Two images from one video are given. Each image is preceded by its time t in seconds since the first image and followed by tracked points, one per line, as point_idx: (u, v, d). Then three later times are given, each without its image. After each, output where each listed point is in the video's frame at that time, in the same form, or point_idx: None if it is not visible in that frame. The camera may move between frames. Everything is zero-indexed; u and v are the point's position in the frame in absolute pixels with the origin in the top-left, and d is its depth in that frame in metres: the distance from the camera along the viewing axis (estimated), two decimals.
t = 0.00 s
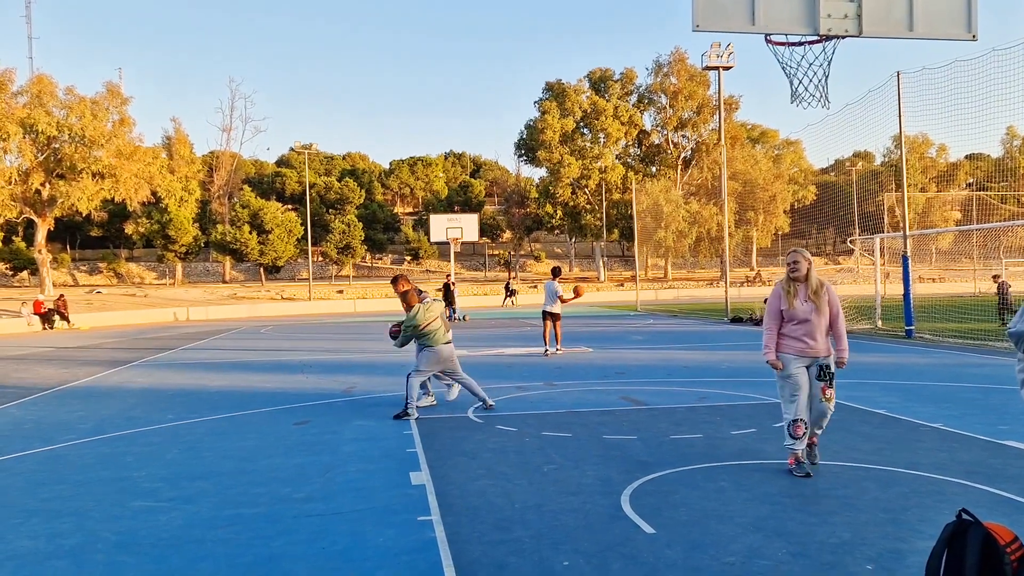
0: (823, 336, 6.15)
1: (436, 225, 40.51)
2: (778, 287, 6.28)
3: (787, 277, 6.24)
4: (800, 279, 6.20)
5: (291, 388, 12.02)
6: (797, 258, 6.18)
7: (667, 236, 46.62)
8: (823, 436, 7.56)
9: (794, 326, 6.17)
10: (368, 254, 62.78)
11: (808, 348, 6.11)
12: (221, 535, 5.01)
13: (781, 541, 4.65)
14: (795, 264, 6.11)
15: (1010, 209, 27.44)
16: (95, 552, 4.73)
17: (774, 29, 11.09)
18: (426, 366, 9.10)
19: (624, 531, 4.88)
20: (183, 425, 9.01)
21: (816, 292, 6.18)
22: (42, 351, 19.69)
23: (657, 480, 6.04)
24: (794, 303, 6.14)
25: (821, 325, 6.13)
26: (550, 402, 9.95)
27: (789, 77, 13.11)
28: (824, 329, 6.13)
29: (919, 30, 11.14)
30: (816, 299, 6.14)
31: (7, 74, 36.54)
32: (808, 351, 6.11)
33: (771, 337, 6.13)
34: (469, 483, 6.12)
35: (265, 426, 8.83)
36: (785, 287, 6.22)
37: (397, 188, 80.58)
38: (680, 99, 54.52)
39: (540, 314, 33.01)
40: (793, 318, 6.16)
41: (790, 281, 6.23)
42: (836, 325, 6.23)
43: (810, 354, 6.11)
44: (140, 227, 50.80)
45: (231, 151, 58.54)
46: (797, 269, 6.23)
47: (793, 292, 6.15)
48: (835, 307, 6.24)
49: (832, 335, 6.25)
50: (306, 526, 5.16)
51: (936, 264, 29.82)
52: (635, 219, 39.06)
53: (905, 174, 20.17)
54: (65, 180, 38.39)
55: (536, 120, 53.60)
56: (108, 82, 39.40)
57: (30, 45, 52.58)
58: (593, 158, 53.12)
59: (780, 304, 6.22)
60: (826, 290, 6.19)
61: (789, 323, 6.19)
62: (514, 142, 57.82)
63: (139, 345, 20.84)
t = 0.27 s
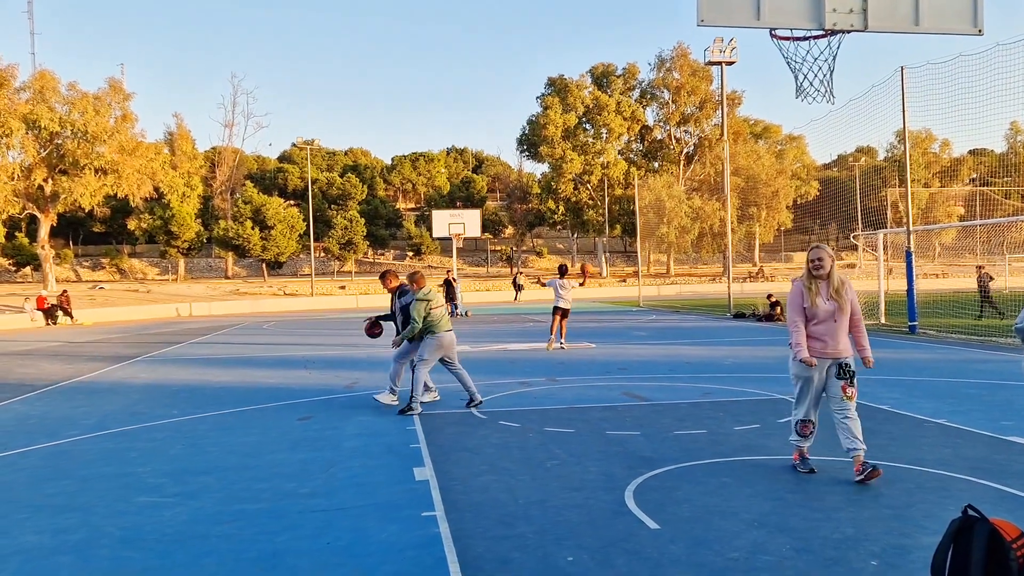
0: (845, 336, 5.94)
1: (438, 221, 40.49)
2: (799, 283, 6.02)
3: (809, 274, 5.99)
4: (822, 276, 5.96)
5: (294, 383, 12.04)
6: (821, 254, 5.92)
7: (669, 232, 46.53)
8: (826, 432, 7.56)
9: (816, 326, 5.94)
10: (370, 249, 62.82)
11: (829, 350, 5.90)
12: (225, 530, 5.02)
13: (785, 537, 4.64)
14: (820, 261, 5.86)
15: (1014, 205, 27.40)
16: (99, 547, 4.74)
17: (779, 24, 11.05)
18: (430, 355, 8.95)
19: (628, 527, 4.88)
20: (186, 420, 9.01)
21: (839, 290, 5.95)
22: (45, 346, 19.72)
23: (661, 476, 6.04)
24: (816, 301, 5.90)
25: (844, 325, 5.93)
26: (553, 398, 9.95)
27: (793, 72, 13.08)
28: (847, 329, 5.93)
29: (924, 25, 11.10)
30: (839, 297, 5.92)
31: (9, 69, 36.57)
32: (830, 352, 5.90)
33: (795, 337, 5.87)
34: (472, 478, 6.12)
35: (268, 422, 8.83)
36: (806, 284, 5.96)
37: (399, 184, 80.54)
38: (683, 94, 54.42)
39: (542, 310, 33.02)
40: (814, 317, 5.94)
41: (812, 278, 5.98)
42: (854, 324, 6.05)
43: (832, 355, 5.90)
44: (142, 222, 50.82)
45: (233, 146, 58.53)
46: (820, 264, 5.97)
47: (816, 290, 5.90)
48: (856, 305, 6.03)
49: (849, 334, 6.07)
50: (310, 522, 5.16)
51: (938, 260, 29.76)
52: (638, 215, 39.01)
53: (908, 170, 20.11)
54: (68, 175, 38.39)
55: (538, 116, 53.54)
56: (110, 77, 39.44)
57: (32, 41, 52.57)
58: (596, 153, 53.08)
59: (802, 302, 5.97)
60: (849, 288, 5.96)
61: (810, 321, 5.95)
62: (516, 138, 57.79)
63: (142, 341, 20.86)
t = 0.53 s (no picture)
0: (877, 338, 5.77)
1: (441, 218, 40.45)
2: (835, 280, 5.79)
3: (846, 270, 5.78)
4: (859, 273, 5.76)
5: (297, 381, 12.06)
6: (862, 251, 5.70)
7: (672, 230, 46.47)
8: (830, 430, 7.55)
9: (851, 325, 5.73)
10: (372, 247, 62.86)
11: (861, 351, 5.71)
12: (229, 527, 5.03)
13: (790, 535, 4.64)
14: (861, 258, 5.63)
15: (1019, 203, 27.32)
16: (103, 544, 4.75)
17: (784, 21, 11.03)
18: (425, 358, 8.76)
19: (632, 525, 4.88)
20: (190, 418, 9.03)
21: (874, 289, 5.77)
22: (49, 343, 19.77)
23: (665, 474, 6.04)
24: (853, 300, 5.69)
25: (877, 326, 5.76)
26: (556, 396, 9.95)
27: (798, 70, 13.06)
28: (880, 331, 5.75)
29: (930, 22, 11.07)
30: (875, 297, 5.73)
31: (12, 67, 36.66)
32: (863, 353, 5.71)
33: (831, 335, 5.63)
34: (476, 476, 6.13)
35: (272, 420, 8.85)
36: (842, 281, 5.75)
37: (402, 181, 80.54)
38: (686, 92, 54.32)
39: (545, 308, 33.01)
40: (850, 316, 5.72)
41: (849, 275, 5.76)
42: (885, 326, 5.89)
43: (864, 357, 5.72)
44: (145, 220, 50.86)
45: (235, 144, 58.55)
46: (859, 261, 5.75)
47: (853, 288, 5.70)
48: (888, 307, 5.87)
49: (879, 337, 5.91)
50: (314, 519, 5.17)
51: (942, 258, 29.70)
52: (640, 212, 38.94)
53: (913, 167, 20.03)
54: (71, 173, 38.42)
55: (541, 113, 53.47)
56: (114, 75, 39.46)
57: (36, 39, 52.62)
58: (598, 151, 53.00)
59: (838, 299, 5.74)
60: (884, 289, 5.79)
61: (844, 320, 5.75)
62: (519, 135, 57.73)
63: (146, 339, 20.90)
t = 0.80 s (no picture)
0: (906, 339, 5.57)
1: (446, 217, 40.45)
2: (863, 277, 5.53)
3: (876, 267, 5.54)
4: (889, 272, 5.53)
5: (302, 379, 12.09)
6: (891, 247, 5.49)
7: (677, 229, 46.45)
8: (836, 430, 7.54)
9: (882, 325, 5.50)
10: (377, 246, 62.97)
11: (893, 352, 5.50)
12: (233, 525, 5.04)
13: (794, 536, 4.64)
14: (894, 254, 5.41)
15: None
16: (109, 541, 4.76)
17: (790, 21, 11.01)
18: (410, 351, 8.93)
19: (636, 524, 4.88)
20: (195, 416, 9.05)
21: (904, 288, 5.55)
22: (55, 341, 19.86)
23: (669, 474, 6.03)
24: (885, 299, 5.46)
25: (908, 326, 5.55)
26: (561, 395, 9.95)
27: (804, 70, 13.04)
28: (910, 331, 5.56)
29: (936, 22, 11.04)
30: (905, 295, 5.53)
31: (19, 66, 36.83)
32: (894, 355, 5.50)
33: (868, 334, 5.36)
34: (480, 475, 6.13)
35: (277, 417, 8.86)
36: (873, 279, 5.50)
37: (406, 180, 80.67)
38: (691, 92, 54.26)
39: (550, 307, 33.02)
40: (881, 315, 5.48)
41: (878, 272, 5.52)
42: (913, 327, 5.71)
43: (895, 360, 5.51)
44: (151, 218, 51.00)
45: (241, 143, 58.66)
46: (887, 258, 5.53)
47: (885, 286, 5.46)
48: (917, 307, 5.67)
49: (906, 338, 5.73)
50: (318, 517, 5.19)
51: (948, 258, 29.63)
52: (645, 212, 38.90)
53: (919, 167, 19.97)
54: (77, 171, 38.55)
55: (546, 113, 53.45)
56: (120, 73, 39.53)
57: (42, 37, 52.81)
58: (603, 150, 52.97)
59: (868, 297, 5.48)
60: (914, 287, 5.58)
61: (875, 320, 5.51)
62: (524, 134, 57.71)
63: (151, 337, 20.96)
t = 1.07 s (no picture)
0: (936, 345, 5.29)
1: (450, 216, 40.44)
2: (889, 283, 5.20)
3: (901, 272, 5.21)
4: (914, 276, 5.21)
5: (306, 377, 12.12)
6: (916, 249, 5.16)
7: (681, 228, 46.43)
8: (838, 430, 7.54)
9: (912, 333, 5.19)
10: (381, 244, 63.05)
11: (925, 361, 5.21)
12: (238, 523, 5.06)
13: (796, 535, 4.64)
14: (920, 257, 5.10)
15: None
16: (113, 539, 4.79)
17: (793, 20, 10.99)
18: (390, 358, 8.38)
19: (638, 523, 4.89)
20: (200, 414, 9.08)
21: (931, 291, 5.26)
22: (61, 339, 19.94)
23: (672, 474, 6.03)
24: (913, 305, 5.15)
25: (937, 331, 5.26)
26: (564, 394, 9.97)
27: (807, 69, 13.02)
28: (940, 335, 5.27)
29: (940, 22, 11.01)
30: (932, 300, 5.23)
31: (24, 65, 36.94)
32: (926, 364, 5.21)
33: (905, 344, 5.04)
34: (483, 474, 6.14)
35: (281, 416, 8.89)
36: (900, 285, 5.17)
37: (411, 179, 80.75)
38: (696, 90, 54.19)
39: (554, 306, 33.06)
40: (910, 321, 5.18)
41: (903, 277, 5.19)
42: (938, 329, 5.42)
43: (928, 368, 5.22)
44: (156, 217, 51.13)
45: (245, 141, 58.80)
46: (912, 261, 5.20)
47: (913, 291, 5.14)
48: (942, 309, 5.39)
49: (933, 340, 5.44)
50: (321, 515, 5.20)
51: (953, 258, 29.60)
52: (650, 212, 38.84)
53: (924, 166, 19.94)
54: (83, 170, 38.65)
55: (550, 111, 53.46)
56: (125, 72, 39.61)
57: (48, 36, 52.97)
58: (608, 149, 52.95)
59: (895, 304, 5.17)
60: (939, 290, 5.29)
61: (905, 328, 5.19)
62: (528, 133, 57.73)
63: (156, 335, 21.04)
